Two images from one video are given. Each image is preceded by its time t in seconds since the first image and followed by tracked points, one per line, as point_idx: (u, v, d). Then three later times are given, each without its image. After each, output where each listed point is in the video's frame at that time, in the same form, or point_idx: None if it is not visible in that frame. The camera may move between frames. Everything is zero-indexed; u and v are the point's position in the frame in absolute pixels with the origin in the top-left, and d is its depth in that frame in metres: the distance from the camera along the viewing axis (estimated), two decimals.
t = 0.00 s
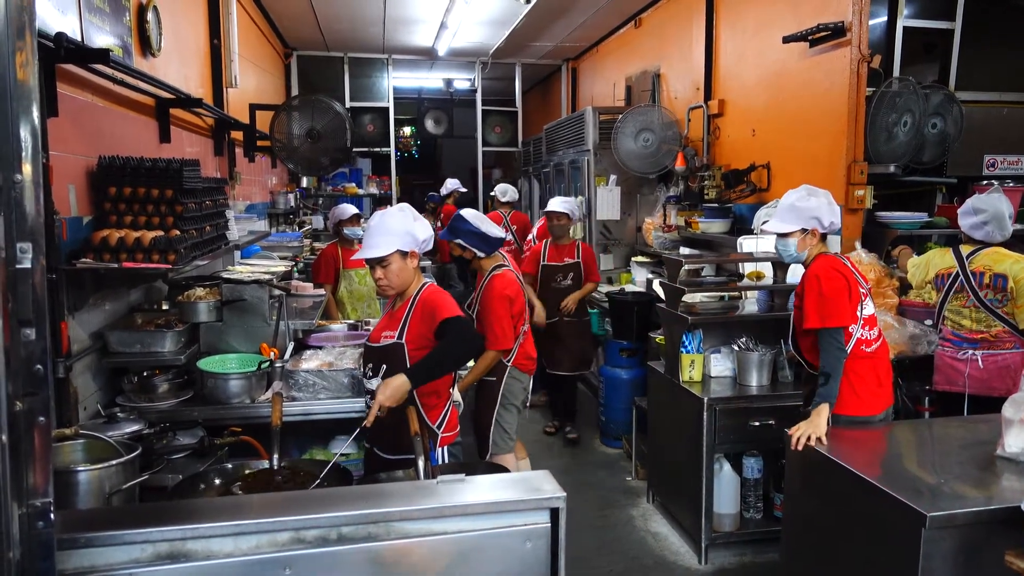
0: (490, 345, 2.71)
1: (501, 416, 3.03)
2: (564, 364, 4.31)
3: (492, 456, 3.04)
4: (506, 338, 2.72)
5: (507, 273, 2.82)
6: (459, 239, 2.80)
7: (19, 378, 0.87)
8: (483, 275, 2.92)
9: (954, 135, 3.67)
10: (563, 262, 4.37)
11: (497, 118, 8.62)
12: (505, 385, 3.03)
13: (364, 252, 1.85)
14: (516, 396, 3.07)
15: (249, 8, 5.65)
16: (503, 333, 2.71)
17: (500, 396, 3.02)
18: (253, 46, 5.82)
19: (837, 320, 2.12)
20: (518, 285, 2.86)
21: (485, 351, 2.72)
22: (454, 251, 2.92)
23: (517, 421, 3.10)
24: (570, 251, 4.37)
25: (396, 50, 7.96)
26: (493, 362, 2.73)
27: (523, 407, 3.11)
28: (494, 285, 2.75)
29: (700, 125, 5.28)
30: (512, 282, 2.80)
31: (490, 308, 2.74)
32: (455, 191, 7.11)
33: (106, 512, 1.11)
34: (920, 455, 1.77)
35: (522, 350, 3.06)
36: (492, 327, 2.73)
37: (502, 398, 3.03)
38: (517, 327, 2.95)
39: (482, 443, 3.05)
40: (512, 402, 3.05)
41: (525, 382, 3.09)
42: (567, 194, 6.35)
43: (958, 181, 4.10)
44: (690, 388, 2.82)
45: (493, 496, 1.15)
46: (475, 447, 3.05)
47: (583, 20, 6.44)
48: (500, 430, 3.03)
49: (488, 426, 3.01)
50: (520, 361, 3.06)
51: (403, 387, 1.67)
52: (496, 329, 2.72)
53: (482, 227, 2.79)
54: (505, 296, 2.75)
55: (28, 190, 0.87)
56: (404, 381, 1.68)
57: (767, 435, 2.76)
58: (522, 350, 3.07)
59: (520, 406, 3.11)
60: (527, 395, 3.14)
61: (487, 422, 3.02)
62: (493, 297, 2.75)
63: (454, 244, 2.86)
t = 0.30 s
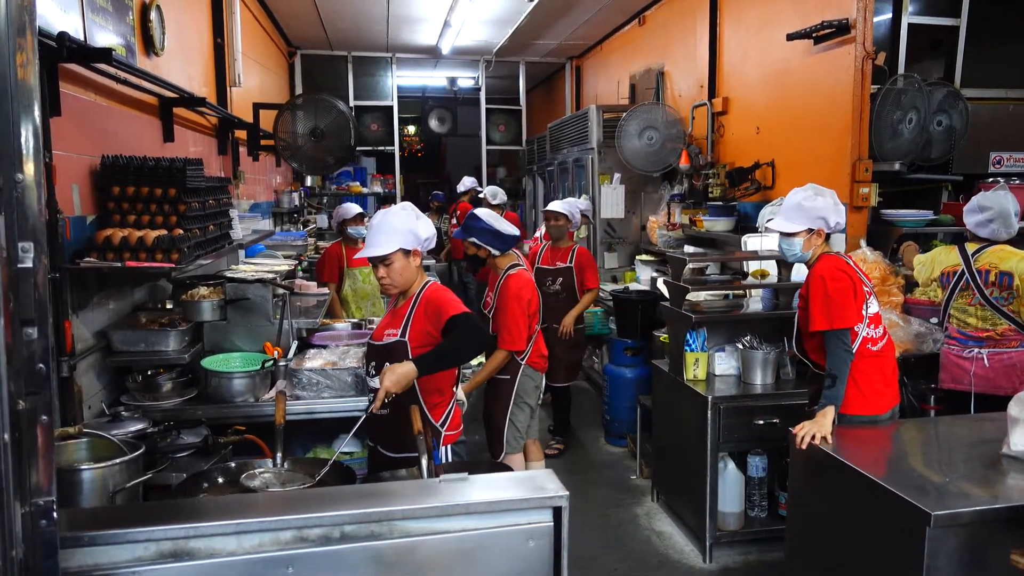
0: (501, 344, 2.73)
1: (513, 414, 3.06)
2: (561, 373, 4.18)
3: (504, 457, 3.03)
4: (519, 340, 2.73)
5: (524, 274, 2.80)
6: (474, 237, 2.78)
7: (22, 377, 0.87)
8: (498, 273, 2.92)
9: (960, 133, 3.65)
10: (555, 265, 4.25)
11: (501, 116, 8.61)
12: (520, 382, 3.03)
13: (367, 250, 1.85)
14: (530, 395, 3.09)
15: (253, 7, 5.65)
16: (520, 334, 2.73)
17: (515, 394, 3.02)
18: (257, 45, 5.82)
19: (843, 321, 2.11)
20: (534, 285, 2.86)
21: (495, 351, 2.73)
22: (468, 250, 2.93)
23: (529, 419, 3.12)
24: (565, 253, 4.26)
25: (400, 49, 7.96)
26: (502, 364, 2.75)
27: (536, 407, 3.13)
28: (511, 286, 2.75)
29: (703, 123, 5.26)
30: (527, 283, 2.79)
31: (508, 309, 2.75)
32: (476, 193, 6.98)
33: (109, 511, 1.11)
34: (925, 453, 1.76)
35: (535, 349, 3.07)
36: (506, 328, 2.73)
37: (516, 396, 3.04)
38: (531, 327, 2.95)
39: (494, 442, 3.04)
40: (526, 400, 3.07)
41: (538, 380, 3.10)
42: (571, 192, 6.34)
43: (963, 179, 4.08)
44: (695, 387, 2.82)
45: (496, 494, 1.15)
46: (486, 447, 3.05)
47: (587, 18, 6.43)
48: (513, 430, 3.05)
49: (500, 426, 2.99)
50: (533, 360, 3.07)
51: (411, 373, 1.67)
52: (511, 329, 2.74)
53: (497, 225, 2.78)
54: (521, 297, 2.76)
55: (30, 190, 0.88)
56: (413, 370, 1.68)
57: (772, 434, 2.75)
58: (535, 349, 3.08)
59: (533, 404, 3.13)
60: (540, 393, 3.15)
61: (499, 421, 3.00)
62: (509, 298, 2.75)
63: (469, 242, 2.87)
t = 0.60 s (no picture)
0: (502, 345, 2.73)
1: (526, 414, 3.06)
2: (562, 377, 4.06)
3: (516, 458, 3.03)
4: (525, 342, 2.74)
5: (532, 276, 2.79)
6: (480, 241, 2.78)
7: (28, 376, 0.88)
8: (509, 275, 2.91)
9: (969, 133, 3.62)
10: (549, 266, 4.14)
11: (508, 116, 8.61)
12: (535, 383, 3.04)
13: (372, 251, 1.86)
14: (543, 396, 3.09)
15: (261, 7, 5.67)
16: (523, 338, 2.74)
17: (528, 395, 3.01)
18: (266, 45, 5.84)
19: (851, 323, 2.10)
20: (543, 288, 2.83)
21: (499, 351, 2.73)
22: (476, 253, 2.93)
23: (543, 420, 3.13)
24: (559, 253, 4.13)
25: (407, 48, 7.97)
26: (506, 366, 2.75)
27: (549, 408, 3.14)
28: (518, 288, 2.75)
29: (711, 123, 5.25)
30: (536, 285, 2.78)
31: (514, 310, 2.75)
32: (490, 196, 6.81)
33: (114, 509, 1.12)
34: (933, 456, 1.75)
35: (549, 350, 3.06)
36: (512, 329, 2.74)
37: (529, 397, 3.05)
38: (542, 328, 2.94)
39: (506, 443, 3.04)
40: (539, 400, 3.08)
41: (551, 380, 3.11)
42: (578, 192, 6.34)
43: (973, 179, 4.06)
44: (701, 388, 2.81)
45: (499, 495, 1.15)
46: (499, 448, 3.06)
47: (595, 18, 6.42)
48: (525, 430, 3.05)
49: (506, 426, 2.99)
50: (547, 360, 3.07)
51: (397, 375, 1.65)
52: (516, 332, 2.74)
53: (503, 227, 2.78)
54: (528, 300, 2.75)
55: (37, 190, 0.88)
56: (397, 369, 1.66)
57: (779, 436, 2.74)
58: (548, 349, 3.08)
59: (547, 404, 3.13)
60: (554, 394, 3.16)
61: (512, 422, 2.99)
62: (515, 301, 2.74)
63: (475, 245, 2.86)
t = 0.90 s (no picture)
0: (507, 348, 2.74)
1: (524, 414, 3.05)
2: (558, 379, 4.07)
3: (512, 457, 3.04)
4: (526, 344, 2.74)
5: (531, 277, 2.78)
6: (480, 244, 2.78)
7: (31, 376, 0.88)
8: (509, 276, 2.90)
9: (973, 133, 3.61)
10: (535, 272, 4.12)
11: (511, 117, 8.61)
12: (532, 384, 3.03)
13: (371, 253, 1.86)
14: (542, 397, 3.08)
15: (264, 8, 5.69)
16: (523, 339, 2.72)
17: (527, 395, 3.01)
18: (269, 47, 5.86)
19: (851, 325, 2.10)
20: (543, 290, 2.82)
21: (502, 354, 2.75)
22: (476, 256, 2.94)
23: (542, 420, 3.11)
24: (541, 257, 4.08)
25: (410, 49, 7.98)
26: (509, 369, 2.77)
27: (549, 409, 3.12)
28: (517, 289, 2.74)
29: (713, 124, 5.25)
30: (535, 287, 2.77)
31: (513, 312, 2.75)
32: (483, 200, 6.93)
33: (117, 509, 1.12)
34: (935, 457, 1.75)
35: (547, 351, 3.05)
36: (512, 330, 2.74)
37: (528, 397, 3.04)
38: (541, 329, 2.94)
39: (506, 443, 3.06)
40: (538, 401, 3.06)
41: (551, 381, 3.09)
42: (581, 193, 6.34)
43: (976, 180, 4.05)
44: (702, 388, 2.81)
45: (500, 495, 1.15)
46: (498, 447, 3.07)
47: (597, 19, 6.42)
48: (523, 430, 3.04)
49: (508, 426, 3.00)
50: (547, 361, 3.06)
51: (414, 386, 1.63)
52: (516, 333, 2.73)
53: (502, 229, 2.78)
54: (527, 301, 2.75)
55: (40, 190, 0.88)
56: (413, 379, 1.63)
57: (780, 436, 2.73)
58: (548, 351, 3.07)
59: (546, 405, 3.11)
60: (553, 394, 3.15)
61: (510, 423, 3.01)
62: (513, 302, 2.75)
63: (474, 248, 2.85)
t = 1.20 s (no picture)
0: (503, 349, 2.75)
1: (523, 415, 3.07)
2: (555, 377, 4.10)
3: (511, 458, 3.04)
4: (525, 345, 2.75)
5: (529, 277, 2.78)
6: (477, 243, 2.78)
7: (30, 374, 0.88)
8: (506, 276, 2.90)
9: (972, 134, 3.61)
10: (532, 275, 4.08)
11: (510, 117, 8.61)
12: (531, 384, 3.04)
13: (371, 253, 1.86)
14: (541, 397, 3.09)
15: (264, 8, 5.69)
16: (521, 340, 2.74)
17: (524, 396, 3.01)
18: (269, 46, 5.86)
19: (852, 325, 2.11)
20: (541, 289, 2.82)
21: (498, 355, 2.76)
22: (473, 256, 2.93)
23: (540, 420, 3.14)
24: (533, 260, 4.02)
25: (410, 49, 7.98)
26: (506, 368, 2.77)
27: (547, 409, 3.14)
28: (514, 291, 2.74)
29: (713, 124, 5.25)
30: (532, 287, 2.76)
31: (510, 312, 2.75)
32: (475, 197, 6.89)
33: (117, 508, 1.12)
34: (934, 458, 1.75)
35: (546, 352, 3.05)
36: (510, 331, 2.75)
37: (526, 398, 3.05)
38: (539, 329, 2.94)
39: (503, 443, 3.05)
40: (536, 402, 3.08)
41: (549, 382, 3.10)
42: (580, 193, 6.34)
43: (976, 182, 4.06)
44: (702, 389, 2.81)
45: (500, 496, 1.15)
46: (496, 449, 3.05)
47: (597, 19, 6.43)
48: (522, 432, 3.06)
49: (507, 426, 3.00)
50: (544, 362, 3.06)
51: (411, 364, 1.66)
52: (513, 334, 2.75)
53: (497, 228, 2.77)
54: (524, 301, 2.75)
55: (40, 189, 0.88)
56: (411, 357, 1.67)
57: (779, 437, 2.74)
58: (546, 352, 3.06)
59: (543, 405, 3.13)
60: (552, 395, 3.15)
61: (510, 422, 2.98)
62: (511, 304, 2.74)
63: (471, 248, 2.85)
